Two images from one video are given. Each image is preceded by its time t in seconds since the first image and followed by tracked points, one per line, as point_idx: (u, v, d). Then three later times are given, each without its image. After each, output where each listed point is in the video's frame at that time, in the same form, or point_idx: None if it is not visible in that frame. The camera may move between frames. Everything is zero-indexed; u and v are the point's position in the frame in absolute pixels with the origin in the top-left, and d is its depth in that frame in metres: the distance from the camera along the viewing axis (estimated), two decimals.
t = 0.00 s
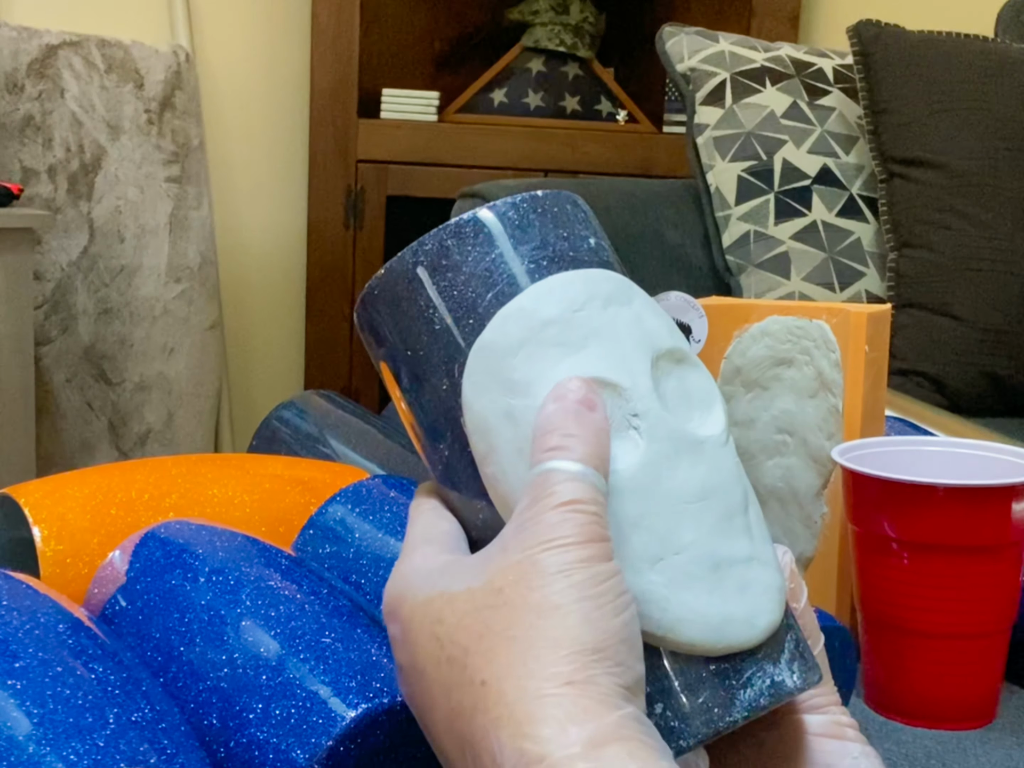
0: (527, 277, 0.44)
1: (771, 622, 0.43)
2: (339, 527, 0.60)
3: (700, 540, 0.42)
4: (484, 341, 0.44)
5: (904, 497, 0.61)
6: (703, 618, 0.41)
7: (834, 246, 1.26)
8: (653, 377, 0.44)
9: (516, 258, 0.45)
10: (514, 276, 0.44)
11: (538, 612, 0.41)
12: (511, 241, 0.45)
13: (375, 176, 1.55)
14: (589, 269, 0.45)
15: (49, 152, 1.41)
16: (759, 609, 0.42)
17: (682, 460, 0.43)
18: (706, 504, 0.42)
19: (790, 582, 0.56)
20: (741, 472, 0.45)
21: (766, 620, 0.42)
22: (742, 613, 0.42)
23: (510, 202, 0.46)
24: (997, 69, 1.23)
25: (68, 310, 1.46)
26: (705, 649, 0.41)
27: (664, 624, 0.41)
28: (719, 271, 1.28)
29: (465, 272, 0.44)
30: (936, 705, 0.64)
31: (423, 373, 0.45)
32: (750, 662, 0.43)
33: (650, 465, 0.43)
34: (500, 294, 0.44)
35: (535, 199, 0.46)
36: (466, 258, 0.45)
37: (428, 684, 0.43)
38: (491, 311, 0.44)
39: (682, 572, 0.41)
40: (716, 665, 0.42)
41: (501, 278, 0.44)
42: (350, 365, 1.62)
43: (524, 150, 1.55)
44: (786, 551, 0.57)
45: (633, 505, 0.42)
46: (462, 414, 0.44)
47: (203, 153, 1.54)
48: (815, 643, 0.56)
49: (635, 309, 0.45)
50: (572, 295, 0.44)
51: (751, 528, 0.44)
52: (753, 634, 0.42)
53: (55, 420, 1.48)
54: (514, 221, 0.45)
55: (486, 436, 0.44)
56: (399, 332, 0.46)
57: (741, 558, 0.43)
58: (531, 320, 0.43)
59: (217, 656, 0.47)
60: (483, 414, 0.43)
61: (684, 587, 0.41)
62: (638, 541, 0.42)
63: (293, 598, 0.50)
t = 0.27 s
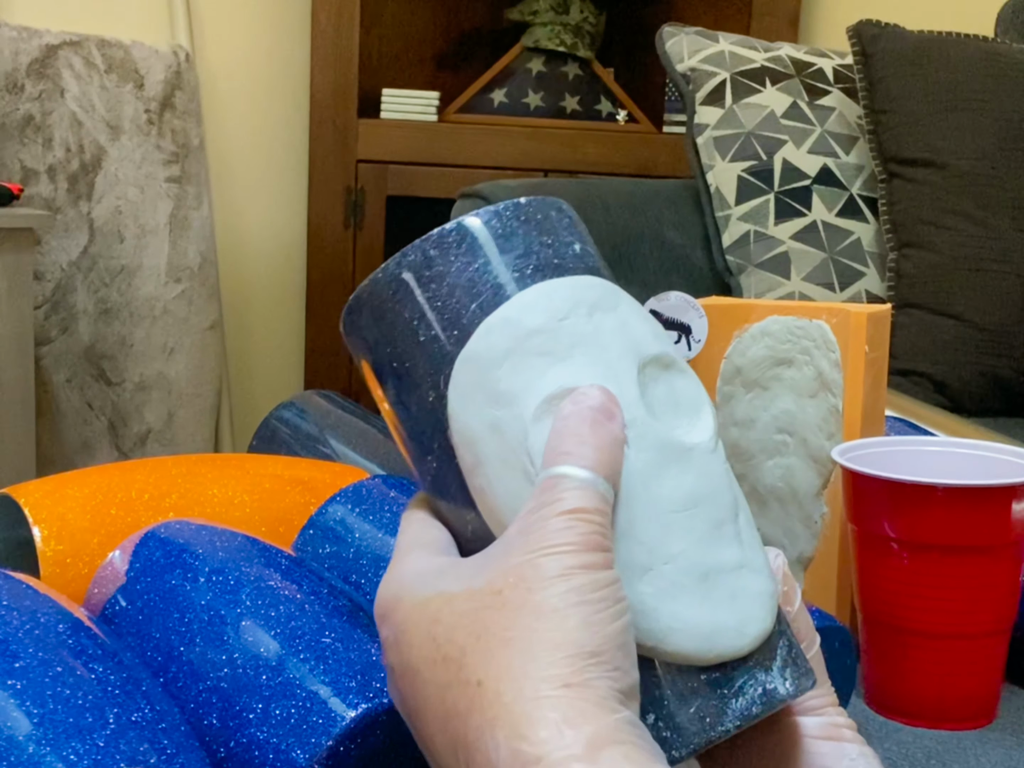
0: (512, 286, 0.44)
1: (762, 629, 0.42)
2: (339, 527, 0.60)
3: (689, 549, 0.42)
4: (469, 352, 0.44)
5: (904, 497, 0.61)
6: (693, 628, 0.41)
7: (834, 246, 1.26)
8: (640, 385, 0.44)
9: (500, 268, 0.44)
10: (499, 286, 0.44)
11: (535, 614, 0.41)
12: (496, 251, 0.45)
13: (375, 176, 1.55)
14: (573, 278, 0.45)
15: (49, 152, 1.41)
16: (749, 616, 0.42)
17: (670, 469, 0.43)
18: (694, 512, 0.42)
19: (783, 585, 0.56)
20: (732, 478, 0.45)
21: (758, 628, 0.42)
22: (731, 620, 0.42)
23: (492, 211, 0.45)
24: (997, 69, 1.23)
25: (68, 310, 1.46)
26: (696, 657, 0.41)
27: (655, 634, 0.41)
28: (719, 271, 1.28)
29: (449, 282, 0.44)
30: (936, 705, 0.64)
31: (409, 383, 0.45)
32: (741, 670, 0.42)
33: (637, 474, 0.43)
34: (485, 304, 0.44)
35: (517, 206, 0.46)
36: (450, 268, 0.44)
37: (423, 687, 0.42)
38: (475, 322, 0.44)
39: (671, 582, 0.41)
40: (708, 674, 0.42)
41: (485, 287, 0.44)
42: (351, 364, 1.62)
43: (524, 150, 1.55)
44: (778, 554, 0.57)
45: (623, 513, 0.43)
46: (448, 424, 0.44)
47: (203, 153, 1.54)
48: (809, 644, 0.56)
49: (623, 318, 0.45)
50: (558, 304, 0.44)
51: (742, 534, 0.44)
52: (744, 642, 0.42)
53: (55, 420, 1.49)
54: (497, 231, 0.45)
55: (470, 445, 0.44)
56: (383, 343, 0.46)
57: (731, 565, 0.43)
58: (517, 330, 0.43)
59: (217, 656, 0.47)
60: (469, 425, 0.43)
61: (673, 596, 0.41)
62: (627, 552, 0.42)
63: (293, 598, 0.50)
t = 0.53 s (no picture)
0: (491, 302, 0.44)
1: (756, 636, 0.43)
2: (339, 527, 0.60)
3: (681, 560, 0.42)
4: (451, 371, 0.43)
5: (903, 497, 0.61)
6: (689, 639, 0.41)
7: (834, 246, 1.26)
8: (623, 396, 0.45)
9: (478, 284, 0.44)
10: (478, 303, 0.44)
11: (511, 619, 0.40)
12: (473, 268, 0.44)
13: (375, 176, 1.55)
14: (551, 291, 0.45)
15: (49, 152, 1.41)
16: (743, 623, 0.42)
17: (658, 482, 0.43)
18: (685, 523, 0.42)
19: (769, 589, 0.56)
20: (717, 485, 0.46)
21: (752, 635, 0.43)
22: (727, 629, 0.42)
23: (464, 227, 0.45)
24: (996, 69, 1.23)
25: (68, 310, 1.46)
26: (693, 669, 0.41)
27: (650, 647, 0.41)
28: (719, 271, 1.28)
29: (427, 300, 0.44)
30: (936, 705, 0.64)
31: (393, 403, 0.45)
32: (739, 677, 0.43)
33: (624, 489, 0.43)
34: (463, 321, 0.44)
35: (491, 220, 0.45)
36: (427, 287, 0.44)
37: (394, 694, 0.41)
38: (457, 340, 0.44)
39: (666, 594, 0.41)
40: (705, 684, 0.42)
41: (464, 304, 0.44)
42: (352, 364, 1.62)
43: (524, 150, 1.55)
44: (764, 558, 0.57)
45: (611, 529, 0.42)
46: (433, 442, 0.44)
47: (203, 153, 1.54)
48: (799, 645, 0.56)
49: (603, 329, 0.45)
50: (537, 316, 0.44)
51: (732, 542, 0.44)
52: (739, 650, 0.42)
53: (55, 420, 1.48)
54: (473, 246, 0.45)
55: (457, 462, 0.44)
56: (364, 365, 0.45)
57: (723, 574, 0.43)
58: (497, 346, 0.43)
59: (217, 657, 0.47)
60: (454, 443, 0.43)
61: (668, 607, 0.41)
62: (620, 564, 0.42)
63: (293, 598, 0.50)
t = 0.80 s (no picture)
0: (501, 317, 0.43)
1: (799, 617, 0.44)
2: (339, 527, 0.60)
3: (723, 551, 0.42)
4: (472, 386, 0.42)
5: (904, 497, 0.61)
6: (743, 627, 0.42)
7: (834, 246, 1.26)
8: (643, 395, 0.44)
9: (483, 300, 0.43)
10: (487, 319, 0.43)
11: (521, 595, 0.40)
12: (477, 285, 0.43)
13: (375, 176, 1.55)
14: (562, 295, 0.44)
15: (49, 152, 1.41)
16: (788, 605, 0.44)
17: (689, 474, 0.43)
18: (722, 513, 0.43)
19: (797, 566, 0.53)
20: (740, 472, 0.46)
21: (797, 617, 0.44)
22: (773, 613, 0.43)
23: (458, 248, 0.44)
24: (997, 69, 1.23)
25: (68, 310, 1.46)
26: (746, 655, 0.42)
27: (705, 641, 0.41)
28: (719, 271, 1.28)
29: (436, 322, 0.43)
30: (936, 705, 0.64)
31: (410, 428, 0.44)
32: (791, 660, 0.44)
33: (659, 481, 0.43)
34: (476, 338, 0.43)
35: (484, 237, 0.44)
36: (433, 310, 0.43)
37: (399, 665, 0.42)
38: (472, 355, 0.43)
39: (715, 586, 0.42)
40: (760, 671, 0.43)
41: (475, 322, 0.43)
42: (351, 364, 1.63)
43: (523, 150, 1.55)
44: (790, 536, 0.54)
45: (654, 521, 0.43)
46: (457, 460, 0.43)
47: (203, 153, 1.55)
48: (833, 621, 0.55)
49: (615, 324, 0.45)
50: (555, 323, 0.43)
51: (765, 528, 0.45)
52: (788, 632, 0.43)
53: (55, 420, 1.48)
54: (472, 264, 0.44)
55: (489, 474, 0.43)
56: (376, 392, 0.44)
57: (761, 558, 0.44)
58: (514, 359, 0.42)
59: (217, 656, 0.47)
60: (484, 458, 0.42)
61: (718, 598, 0.42)
62: (667, 560, 0.42)
63: (293, 598, 0.50)
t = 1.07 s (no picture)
0: (556, 230, 0.42)
1: (877, 497, 0.44)
2: (339, 527, 0.59)
3: (803, 433, 0.42)
4: (538, 294, 0.41)
5: (904, 498, 0.61)
6: (831, 505, 0.42)
7: (834, 246, 1.26)
8: (706, 292, 0.43)
9: (534, 217, 0.43)
10: (544, 230, 0.42)
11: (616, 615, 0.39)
12: (529, 204, 0.43)
13: (375, 176, 1.55)
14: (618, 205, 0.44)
15: (49, 152, 1.41)
16: (862, 485, 0.43)
17: (762, 364, 0.42)
18: (797, 399, 0.42)
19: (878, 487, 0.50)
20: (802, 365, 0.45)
21: (876, 494, 0.44)
22: (851, 492, 0.43)
23: (509, 169, 0.43)
24: (996, 68, 1.23)
25: (68, 310, 1.46)
26: (832, 537, 0.42)
27: (795, 521, 0.41)
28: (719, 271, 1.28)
29: (492, 243, 0.42)
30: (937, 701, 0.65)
31: (476, 346, 0.43)
32: (873, 544, 0.43)
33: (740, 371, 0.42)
34: (536, 249, 0.42)
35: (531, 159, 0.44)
36: (484, 232, 0.43)
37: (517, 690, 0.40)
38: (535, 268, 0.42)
39: (798, 465, 0.41)
40: (850, 549, 0.43)
41: (531, 233, 0.42)
42: (351, 364, 1.63)
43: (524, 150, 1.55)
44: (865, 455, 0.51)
45: (737, 407, 0.41)
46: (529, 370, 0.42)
47: (203, 153, 1.54)
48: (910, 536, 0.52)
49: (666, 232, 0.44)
50: (613, 228, 0.42)
51: (835, 413, 0.44)
52: (872, 510, 0.43)
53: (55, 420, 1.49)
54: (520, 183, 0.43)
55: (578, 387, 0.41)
56: (436, 321, 0.44)
57: (838, 442, 0.43)
58: (578, 262, 0.41)
59: (217, 656, 0.47)
60: (549, 361, 0.41)
61: (801, 478, 0.41)
62: (746, 444, 0.41)
63: (293, 598, 0.49)
